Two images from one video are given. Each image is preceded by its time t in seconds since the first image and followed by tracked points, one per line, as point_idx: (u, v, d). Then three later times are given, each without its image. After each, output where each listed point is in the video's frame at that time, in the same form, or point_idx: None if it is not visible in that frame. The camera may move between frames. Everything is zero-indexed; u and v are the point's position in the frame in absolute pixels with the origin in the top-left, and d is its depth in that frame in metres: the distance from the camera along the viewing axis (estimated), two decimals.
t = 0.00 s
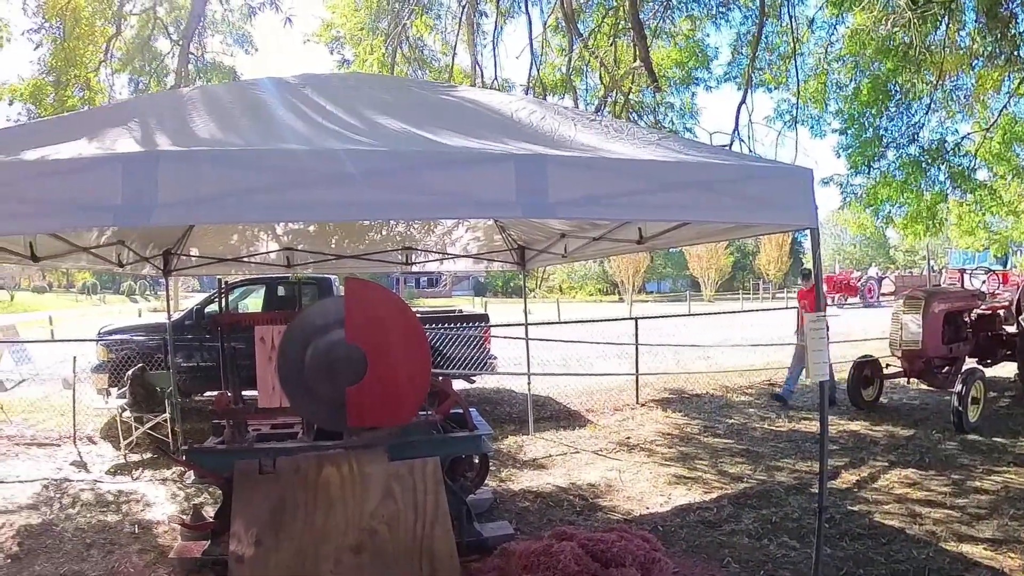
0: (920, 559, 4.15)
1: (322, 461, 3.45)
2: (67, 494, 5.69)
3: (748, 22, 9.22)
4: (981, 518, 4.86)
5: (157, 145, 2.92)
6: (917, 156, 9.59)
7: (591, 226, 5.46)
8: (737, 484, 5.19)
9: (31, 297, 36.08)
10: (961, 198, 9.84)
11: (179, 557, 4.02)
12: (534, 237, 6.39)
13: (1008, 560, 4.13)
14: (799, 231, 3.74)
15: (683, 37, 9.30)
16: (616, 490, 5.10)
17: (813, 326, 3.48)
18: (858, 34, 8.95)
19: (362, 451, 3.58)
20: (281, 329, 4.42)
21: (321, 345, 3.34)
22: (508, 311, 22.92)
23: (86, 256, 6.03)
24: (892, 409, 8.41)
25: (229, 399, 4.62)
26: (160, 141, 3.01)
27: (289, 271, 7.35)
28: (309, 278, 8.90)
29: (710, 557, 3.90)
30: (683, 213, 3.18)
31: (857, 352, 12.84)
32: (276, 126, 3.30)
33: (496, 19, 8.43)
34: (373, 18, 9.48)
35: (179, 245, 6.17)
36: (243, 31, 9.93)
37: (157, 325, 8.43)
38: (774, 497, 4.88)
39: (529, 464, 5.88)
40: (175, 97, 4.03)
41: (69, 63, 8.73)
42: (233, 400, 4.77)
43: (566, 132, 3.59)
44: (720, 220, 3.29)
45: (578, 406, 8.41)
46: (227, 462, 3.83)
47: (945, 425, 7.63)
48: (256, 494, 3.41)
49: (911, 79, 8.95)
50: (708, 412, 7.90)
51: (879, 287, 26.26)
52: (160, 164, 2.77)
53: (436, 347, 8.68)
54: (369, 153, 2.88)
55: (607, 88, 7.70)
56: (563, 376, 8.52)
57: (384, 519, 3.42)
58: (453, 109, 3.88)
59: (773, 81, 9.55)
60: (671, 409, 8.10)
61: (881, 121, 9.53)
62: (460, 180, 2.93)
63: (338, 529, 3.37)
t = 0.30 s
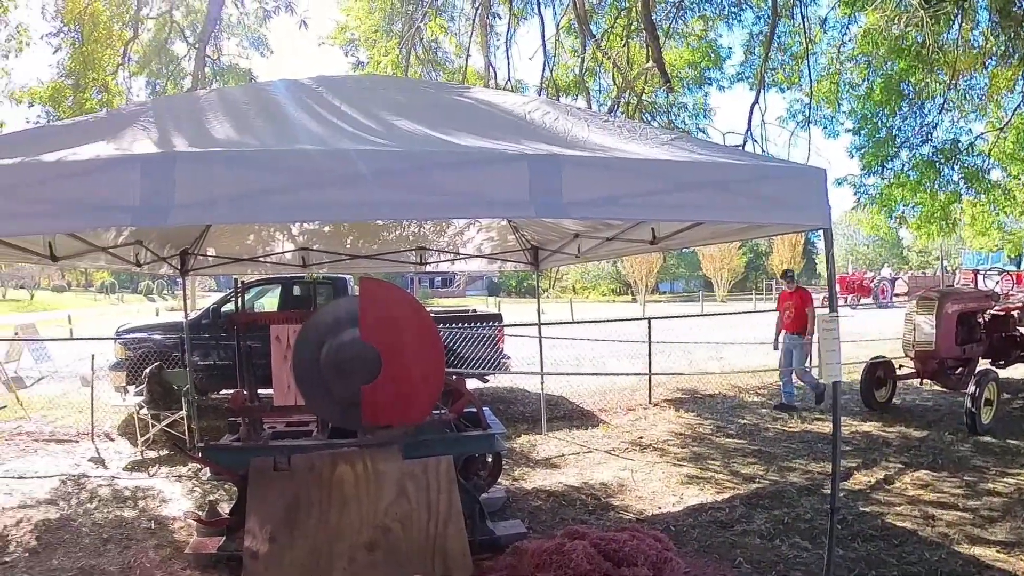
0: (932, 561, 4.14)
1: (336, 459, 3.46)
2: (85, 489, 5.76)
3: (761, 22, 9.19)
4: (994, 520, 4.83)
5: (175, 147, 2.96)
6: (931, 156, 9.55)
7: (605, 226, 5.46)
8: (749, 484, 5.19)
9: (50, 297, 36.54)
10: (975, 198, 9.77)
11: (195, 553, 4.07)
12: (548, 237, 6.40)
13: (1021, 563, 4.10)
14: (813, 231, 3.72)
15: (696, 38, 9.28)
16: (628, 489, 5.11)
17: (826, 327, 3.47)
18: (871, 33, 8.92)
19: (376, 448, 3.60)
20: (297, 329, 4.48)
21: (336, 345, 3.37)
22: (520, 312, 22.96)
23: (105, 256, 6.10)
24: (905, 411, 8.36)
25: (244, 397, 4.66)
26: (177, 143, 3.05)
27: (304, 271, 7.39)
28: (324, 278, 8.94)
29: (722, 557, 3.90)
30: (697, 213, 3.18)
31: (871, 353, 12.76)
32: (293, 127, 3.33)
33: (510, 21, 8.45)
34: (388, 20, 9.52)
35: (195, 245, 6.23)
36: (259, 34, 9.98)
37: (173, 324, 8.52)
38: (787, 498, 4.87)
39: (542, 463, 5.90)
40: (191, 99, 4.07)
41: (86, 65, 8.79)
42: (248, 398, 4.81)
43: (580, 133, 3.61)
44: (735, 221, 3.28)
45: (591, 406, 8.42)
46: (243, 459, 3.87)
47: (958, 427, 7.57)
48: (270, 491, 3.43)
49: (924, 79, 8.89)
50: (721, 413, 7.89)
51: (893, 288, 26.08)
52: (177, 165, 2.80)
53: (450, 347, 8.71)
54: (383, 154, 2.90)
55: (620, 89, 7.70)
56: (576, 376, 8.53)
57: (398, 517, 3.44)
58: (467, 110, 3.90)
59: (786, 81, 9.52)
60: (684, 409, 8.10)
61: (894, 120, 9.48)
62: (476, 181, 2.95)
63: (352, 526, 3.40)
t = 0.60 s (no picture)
0: (951, 565, 4.10)
1: (355, 458, 3.49)
2: (108, 485, 5.85)
3: (778, 21, 9.14)
4: (1014, 524, 4.77)
5: (197, 147, 2.99)
6: (950, 155, 9.47)
7: (623, 227, 5.45)
8: (767, 486, 5.16)
9: (73, 297, 37.06)
10: (995, 198, 9.68)
11: (215, 549, 4.11)
12: (566, 238, 6.40)
13: None
14: (832, 231, 3.69)
15: (714, 38, 9.24)
16: (646, 490, 5.10)
17: (846, 327, 3.45)
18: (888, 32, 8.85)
19: (395, 447, 3.62)
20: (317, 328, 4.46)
21: (355, 344, 3.40)
22: (537, 312, 22.97)
23: (128, 256, 6.17)
24: (925, 413, 8.28)
25: (265, 396, 4.70)
26: (200, 143, 3.08)
27: (324, 271, 7.45)
28: (344, 278, 9.00)
29: (739, 558, 3.89)
30: (717, 213, 3.17)
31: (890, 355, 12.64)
32: (314, 128, 3.35)
33: (528, 23, 8.45)
34: (406, 23, 9.56)
35: (217, 245, 6.30)
36: (279, 37, 10.05)
37: (195, 323, 8.61)
38: (805, 500, 4.84)
39: (560, 463, 5.91)
40: (213, 101, 4.10)
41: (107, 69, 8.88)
42: (269, 396, 4.85)
43: (598, 132, 3.61)
44: (755, 221, 3.26)
45: (608, 407, 8.41)
46: (264, 457, 3.91)
47: (978, 429, 7.49)
48: (290, 489, 3.47)
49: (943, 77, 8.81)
50: (739, 414, 7.86)
51: (912, 289, 25.80)
52: (198, 166, 2.83)
53: (468, 346, 8.74)
54: (402, 154, 2.91)
55: (638, 90, 7.68)
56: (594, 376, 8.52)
57: (416, 516, 3.46)
58: (485, 110, 3.92)
59: (803, 80, 9.45)
60: (702, 410, 8.08)
61: (913, 119, 9.41)
62: (495, 181, 2.96)
63: (371, 525, 3.43)
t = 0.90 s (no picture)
0: (976, 572, 4.02)
1: (374, 458, 3.48)
2: (128, 483, 5.90)
3: (798, 19, 9.05)
4: None
5: (215, 147, 2.99)
6: (975, 153, 9.27)
7: (644, 227, 5.40)
8: (788, 489, 5.09)
9: (97, 297, 37.60)
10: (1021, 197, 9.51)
11: (234, 548, 4.12)
12: (586, 239, 6.36)
13: None
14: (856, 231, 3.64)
15: (733, 37, 9.16)
16: (665, 492, 5.06)
17: (871, 329, 3.40)
18: (910, 29, 8.74)
19: (414, 448, 3.61)
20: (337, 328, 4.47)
21: (377, 344, 3.39)
22: (555, 313, 22.93)
23: (150, 257, 6.21)
24: (948, 416, 8.15)
25: (285, 396, 4.71)
26: (218, 143, 3.09)
27: (344, 272, 7.47)
28: (364, 278, 9.03)
29: (759, 563, 3.84)
30: (740, 212, 3.11)
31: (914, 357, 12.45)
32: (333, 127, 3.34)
33: (546, 23, 8.43)
34: (424, 24, 9.56)
35: (238, 246, 6.33)
36: (298, 40, 10.07)
37: (215, 323, 8.68)
38: (826, 504, 4.77)
39: (579, 465, 5.88)
40: (233, 102, 4.12)
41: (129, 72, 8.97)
42: (289, 396, 4.85)
43: (619, 130, 3.58)
44: (780, 221, 3.19)
45: (627, 409, 8.37)
46: (283, 457, 3.91)
47: (1003, 434, 7.35)
48: (309, 489, 3.46)
49: (967, 75, 8.64)
50: (759, 416, 7.78)
51: (934, 290, 25.44)
52: (215, 166, 2.83)
53: (488, 347, 8.74)
54: (420, 153, 2.88)
55: (657, 90, 7.63)
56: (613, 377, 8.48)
57: (435, 517, 3.45)
58: (505, 108, 3.90)
59: (824, 79, 9.36)
60: (722, 412, 8.01)
61: (936, 118, 9.27)
62: (515, 180, 2.93)
63: (390, 525, 3.42)
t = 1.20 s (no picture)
0: None
1: (394, 459, 3.47)
2: (149, 482, 5.95)
3: (819, 17, 8.94)
4: None
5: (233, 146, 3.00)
6: (1000, 151, 9.04)
7: (665, 228, 5.35)
8: (811, 493, 5.02)
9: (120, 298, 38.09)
10: None
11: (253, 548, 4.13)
12: (607, 239, 6.31)
13: None
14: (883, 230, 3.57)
15: (753, 35, 9.08)
16: (687, 495, 5.00)
17: (898, 331, 3.34)
18: (932, 25, 8.60)
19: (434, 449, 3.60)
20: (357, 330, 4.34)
21: (395, 345, 3.38)
22: (574, 314, 22.88)
23: (171, 258, 6.24)
24: (974, 419, 8.01)
25: (305, 396, 4.71)
26: (238, 142, 3.09)
27: (364, 272, 7.49)
28: (383, 279, 9.05)
29: (782, 568, 3.78)
30: (765, 211, 3.05)
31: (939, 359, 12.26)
32: (354, 126, 3.34)
33: (565, 23, 8.39)
34: (443, 25, 9.56)
35: (258, 246, 6.36)
36: (316, 42, 10.10)
37: (236, 324, 8.73)
38: (849, 509, 4.70)
39: (600, 467, 5.85)
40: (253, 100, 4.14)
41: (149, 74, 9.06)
42: (309, 396, 4.85)
43: (641, 126, 3.54)
44: (806, 221, 3.13)
45: (648, 410, 8.32)
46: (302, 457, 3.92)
47: None
48: (328, 490, 3.46)
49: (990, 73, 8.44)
50: (781, 418, 7.70)
51: (958, 290, 25.08)
52: (232, 165, 2.83)
53: (508, 348, 8.72)
54: (439, 152, 2.87)
55: (678, 89, 7.56)
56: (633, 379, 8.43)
57: (453, 518, 3.43)
58: (526, 104, 3.88)
59: (846, 77, 9.25)
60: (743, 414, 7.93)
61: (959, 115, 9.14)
62: (536, 179, 2.90)
63: (408, 526, 3.41)
